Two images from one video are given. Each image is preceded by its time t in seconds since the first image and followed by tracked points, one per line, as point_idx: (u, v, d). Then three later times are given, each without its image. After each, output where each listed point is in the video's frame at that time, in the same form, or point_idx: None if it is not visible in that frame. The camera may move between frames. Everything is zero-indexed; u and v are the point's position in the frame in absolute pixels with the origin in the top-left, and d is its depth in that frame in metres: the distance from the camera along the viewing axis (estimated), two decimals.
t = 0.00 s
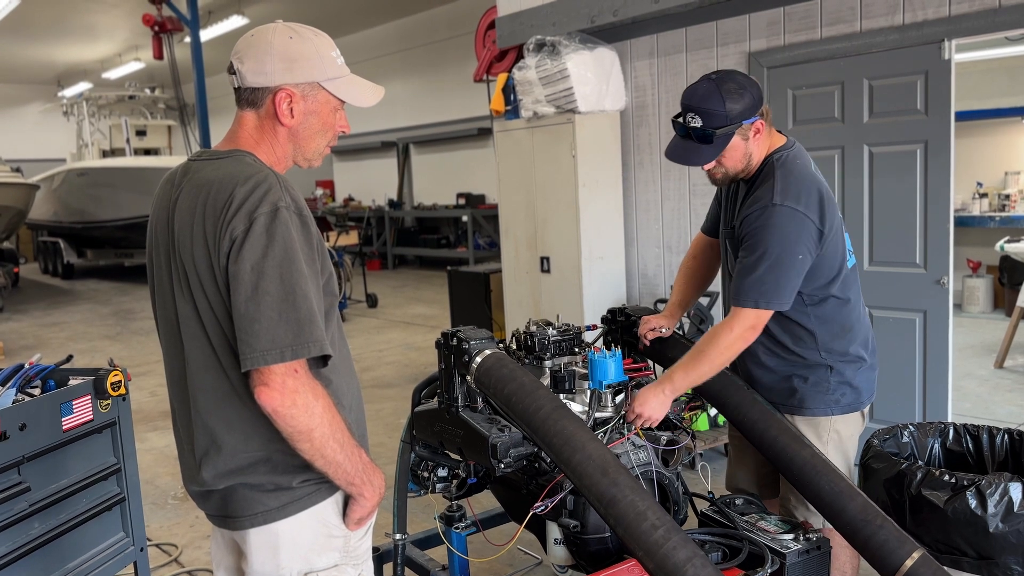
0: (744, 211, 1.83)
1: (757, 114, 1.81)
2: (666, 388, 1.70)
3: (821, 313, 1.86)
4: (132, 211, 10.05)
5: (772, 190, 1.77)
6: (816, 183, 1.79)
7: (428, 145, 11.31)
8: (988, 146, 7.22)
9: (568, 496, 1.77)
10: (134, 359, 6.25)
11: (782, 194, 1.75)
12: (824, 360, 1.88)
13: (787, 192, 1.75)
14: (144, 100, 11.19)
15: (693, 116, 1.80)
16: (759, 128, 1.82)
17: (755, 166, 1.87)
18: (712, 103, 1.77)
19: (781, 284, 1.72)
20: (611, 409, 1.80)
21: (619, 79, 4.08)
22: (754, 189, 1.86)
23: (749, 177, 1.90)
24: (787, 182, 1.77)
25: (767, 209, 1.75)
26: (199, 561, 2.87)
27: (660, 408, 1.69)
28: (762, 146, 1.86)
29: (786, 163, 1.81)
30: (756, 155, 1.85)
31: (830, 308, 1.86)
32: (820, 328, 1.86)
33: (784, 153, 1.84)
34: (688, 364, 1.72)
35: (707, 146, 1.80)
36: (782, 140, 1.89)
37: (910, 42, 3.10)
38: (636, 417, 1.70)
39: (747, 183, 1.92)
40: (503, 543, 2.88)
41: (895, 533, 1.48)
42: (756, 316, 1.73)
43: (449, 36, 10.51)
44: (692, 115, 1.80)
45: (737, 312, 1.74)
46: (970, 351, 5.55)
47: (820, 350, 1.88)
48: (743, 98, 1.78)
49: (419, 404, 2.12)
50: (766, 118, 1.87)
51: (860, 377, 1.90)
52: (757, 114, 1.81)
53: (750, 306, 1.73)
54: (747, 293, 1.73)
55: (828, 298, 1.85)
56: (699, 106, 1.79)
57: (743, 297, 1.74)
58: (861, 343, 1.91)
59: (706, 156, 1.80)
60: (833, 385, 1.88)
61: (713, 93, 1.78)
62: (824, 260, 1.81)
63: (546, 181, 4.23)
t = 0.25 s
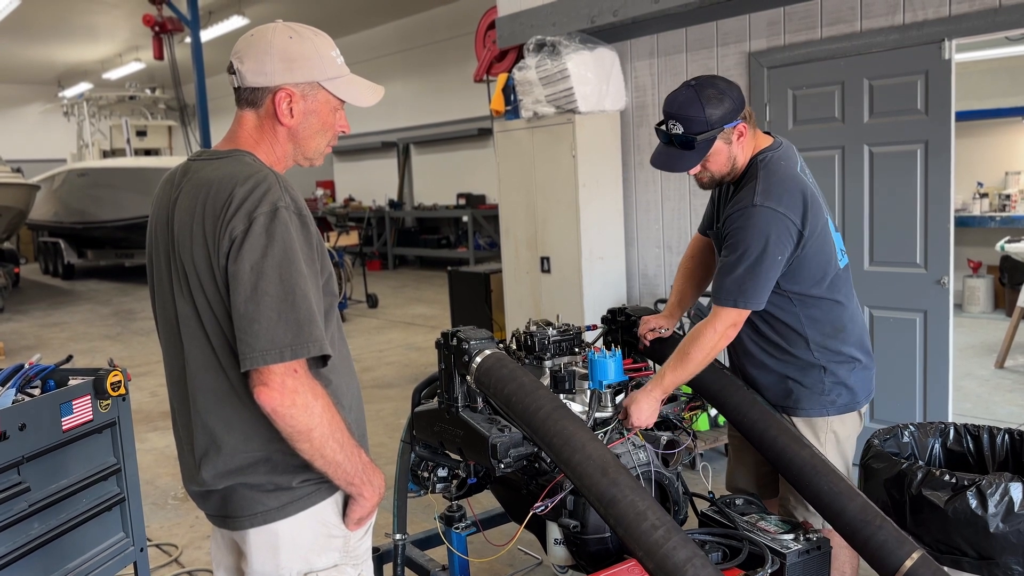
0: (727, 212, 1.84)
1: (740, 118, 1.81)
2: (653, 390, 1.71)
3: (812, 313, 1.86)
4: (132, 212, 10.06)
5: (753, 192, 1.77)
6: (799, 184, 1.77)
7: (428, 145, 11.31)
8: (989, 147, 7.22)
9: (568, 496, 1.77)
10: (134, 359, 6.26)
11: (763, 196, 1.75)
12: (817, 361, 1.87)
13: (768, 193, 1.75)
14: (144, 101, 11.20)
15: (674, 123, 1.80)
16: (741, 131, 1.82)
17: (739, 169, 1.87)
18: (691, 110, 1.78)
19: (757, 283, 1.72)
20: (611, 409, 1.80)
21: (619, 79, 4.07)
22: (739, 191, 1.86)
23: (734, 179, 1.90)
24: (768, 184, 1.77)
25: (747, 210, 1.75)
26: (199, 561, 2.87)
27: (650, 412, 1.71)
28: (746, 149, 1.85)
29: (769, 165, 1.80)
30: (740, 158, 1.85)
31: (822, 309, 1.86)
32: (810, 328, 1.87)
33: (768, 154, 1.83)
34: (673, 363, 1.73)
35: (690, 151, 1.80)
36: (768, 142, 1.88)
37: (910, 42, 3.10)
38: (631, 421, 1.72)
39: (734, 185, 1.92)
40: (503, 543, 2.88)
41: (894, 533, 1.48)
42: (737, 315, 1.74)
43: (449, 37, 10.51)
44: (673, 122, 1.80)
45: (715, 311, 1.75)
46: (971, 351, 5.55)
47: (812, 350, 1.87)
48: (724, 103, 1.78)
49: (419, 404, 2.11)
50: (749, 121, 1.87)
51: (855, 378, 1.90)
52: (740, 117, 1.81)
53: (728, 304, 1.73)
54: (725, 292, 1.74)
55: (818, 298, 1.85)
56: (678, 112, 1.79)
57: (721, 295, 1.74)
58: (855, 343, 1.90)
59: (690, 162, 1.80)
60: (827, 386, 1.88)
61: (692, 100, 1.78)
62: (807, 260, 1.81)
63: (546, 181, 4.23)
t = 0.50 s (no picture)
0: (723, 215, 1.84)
1: (732, 121, 1.81)
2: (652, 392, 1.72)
3: (812, 313, 1.86)
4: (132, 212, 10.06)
5: (747, 195, 1.77)
6: (793, 185, 1.77)
7: (428, 146, 11.31)
8: (989, 147, 7.22)
9: (568, 497, 1.77)
10: (134, 359, 6.26)
11: (757, 199, 1.75)
12: (818, 362, 1.87)
13: (762, 196, 1.75)
14: (145, 101, 11.20)
15: (666, 127, 1.80)
16: (734, 134, 1.82)
17: (734, 171, 1.86)
18: (683, 114, 1.78)
19: (755, 287, 1.72)
20: (611, 410, 1.80)
21: (620, 79, 4.07)
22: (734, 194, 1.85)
23: (730, 181, 1.90)
24: (763, 186, 1.76)
25: (742, 214, 1.75)
26: (199, 562, 2.87)
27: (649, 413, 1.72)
28: (739, 152, 1.85)
29: (762, 167, 1.80)
30: (733, 161, 1.85)
31: (821, 309, 1.86)
32: (810, 329, 1.87)
33: (762, 156, 1.83)
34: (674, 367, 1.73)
35: (683, 155, 1.79)
36: (760, 143, 1.87)
37: (910, 42, 3.10)
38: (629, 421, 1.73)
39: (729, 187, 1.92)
40: (503, 544, 2.88)
41: (894, 534, 1.48)
42: (738, 318, 1.74)
43: (449, 37, 10.52)
44: (666, 126, 1.80)
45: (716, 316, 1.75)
46: (971, 351, 5.55)
47: (812, 351, 1.87)
48: (716, 107, 1.78)
49: (419, 404, 2.11)
50: (742, 124, 1.87)
51: (856, 378, 1.90)
52: (732, 121, 1.81)
53: (728, 308, 1.73)
54: (724, 297, 1.74)
55: (817, 299, 1.85)
56: (671, 116, 1.79)
57: (721, 299, 1.75)
58: (855, 342, 1.90)
59: (682, 166, 1.80)
60: (828, 386, 1.88)
61: (684, 104, 1.78)
62: (805, 261, 1.81)
63: (547, 181, 4.23)
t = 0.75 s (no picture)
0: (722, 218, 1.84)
1: (731, 123, 1.81)
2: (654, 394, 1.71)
3: (811, 314, 1.86)
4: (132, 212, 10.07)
5: (747, 197, 1.76)
6: (792, 187, 1.77)
7: (429, 146, 11.32)
8: (989, 147, 7.23)
9: (568, 498, 1.77)
10: (134, 359, 6.26)
11: (757, 201, 1.75)
12: (818, 362, 1.87)
13: (761, 197, 1.75)
14: (145, 102, 11.21)
15: (665, 129, 1.81)
16: (733, 137, 1.82)
17: (733, 173, 1.87)
18: (682, 116, 1.78)
19: (757, 288, 1.72)
20: (611, 410, 1.80)
21: (620, 80, 4.08)
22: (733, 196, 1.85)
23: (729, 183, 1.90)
24: (762, 189, 1.76)
25: (742, 215, 1.75)
26: (200, 562, 2.87)
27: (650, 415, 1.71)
28: (737, 154, 1.86)
29: (761, 169, 1.80)
30: (732, 164, 1.85)
31: (820, 310, 1.86)
32: (810, 329, 1.87)
33: (760, 159, 1.83)
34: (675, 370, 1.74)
35: (681, 157, 1.80)
36: (759, 145, 1.88)
37: (910, 42, 3.11)
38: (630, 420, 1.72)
39: (727, 189, 1.92)
40: (503, 544, 2.88)
41: (894, 534, 1.48)
42: (739, 320, 1.73)
43: (449, 38, 10.52)
44: (665, 128, 1.81)
45: (719, 318, 1.74)
46: (971, 352, 5.55)
47: (812, 351, 1.88)
48: (715, 109, 1.79)
49: (419, 405, 2.11)
50: (741, 126, 1.87)
51: (855, 378, 1.90)
52: (731, 123, 1.81)
53: (730, 310, 1.73)
54: (725, 298, 1.74)
55: (817, 299, 1.85)
56: (670, 119, 1.79)
57: (721, 301, 1.74)
58: (854, 343, 1.90)
59: (681, 167, 1.80)
60: (828, 387, 1.88)
61: (683, 107, 1.79)
62: (805, 262, 1.81)
63: (547, 182, 4.23)
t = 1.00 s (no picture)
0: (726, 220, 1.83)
1: (730, 124, 1.81)
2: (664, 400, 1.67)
3: (811, 314, 1.86)
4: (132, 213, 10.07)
5: (751, 199, 1.76)
6: (794, 188, 1.77)
7: (428, 147, 11.32)
8: (989, 147, 7.23)
9: (567, 498, 1.77)
10: (134, 360, 6.26)
11: (761, 202, 1.75)
12: (818, 362, 1.88)
13: (766, 199, 1.75)
14: (145, 102, 11.21)
15: (663, 133, 1.81)
16: (733, 138, 1.82)
17: (733, 175, 1.87)
18: (680, 119, 1.79)
19: (769, 289, 1.70)
20: (610, 411, 1.80)
21: (620, 81, 4.08)
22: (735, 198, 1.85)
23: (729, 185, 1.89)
24: (765, 190, 1.76)
25: (748, 217, 1.74)
26: (199, 562, 2.87)
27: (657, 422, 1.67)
28: (737, 156, 1.86)
29: (763, 170, 1.80)
30: (732, 165, 1.86)
31: (820, 310, 1.86)
32: (810, 330, 1.87)
33: (760, 160, 1.83)
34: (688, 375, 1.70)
35: (680, 160, 1.80)
36: (759, 147, 1.88)
37: (909, 43, 3.11)
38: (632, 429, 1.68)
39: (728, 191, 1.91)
40: (502, 545, 2.88)
41: (893, 535, 1.48)
42: (752, 324, 1.71)
43: (449, 38, 10.52)
44: (663, 131, 1.81)
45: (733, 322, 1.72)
46: (971, 352, 5.55)
47: (812, 352, 1.88)
48: (713, 111, 1.79)
49: (418, 405, 2.11)
50: (740, 126, 1.87)
51: (854, 379, 1.90)
52: (730, 124, 1.81)
53: (745, 314, 1.70)
54: (738, 300, 1.71)
55: (818, 300, 1.85)
56: (668, 122, 1.80)
57: (734, 306, 1.72)
58: (854, 343, 1.90)
59: (680, 170, 1.81)
60: (828, 387, 1.88)
61: (680, 110, 1.79)
62: (808, 263, 1.80)
63: (547, 183, 4.23)
